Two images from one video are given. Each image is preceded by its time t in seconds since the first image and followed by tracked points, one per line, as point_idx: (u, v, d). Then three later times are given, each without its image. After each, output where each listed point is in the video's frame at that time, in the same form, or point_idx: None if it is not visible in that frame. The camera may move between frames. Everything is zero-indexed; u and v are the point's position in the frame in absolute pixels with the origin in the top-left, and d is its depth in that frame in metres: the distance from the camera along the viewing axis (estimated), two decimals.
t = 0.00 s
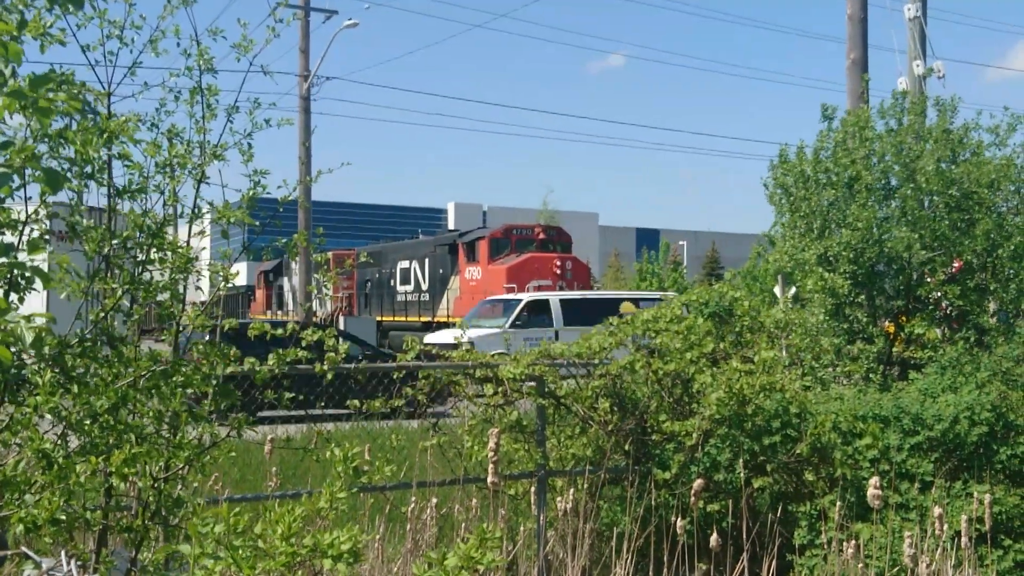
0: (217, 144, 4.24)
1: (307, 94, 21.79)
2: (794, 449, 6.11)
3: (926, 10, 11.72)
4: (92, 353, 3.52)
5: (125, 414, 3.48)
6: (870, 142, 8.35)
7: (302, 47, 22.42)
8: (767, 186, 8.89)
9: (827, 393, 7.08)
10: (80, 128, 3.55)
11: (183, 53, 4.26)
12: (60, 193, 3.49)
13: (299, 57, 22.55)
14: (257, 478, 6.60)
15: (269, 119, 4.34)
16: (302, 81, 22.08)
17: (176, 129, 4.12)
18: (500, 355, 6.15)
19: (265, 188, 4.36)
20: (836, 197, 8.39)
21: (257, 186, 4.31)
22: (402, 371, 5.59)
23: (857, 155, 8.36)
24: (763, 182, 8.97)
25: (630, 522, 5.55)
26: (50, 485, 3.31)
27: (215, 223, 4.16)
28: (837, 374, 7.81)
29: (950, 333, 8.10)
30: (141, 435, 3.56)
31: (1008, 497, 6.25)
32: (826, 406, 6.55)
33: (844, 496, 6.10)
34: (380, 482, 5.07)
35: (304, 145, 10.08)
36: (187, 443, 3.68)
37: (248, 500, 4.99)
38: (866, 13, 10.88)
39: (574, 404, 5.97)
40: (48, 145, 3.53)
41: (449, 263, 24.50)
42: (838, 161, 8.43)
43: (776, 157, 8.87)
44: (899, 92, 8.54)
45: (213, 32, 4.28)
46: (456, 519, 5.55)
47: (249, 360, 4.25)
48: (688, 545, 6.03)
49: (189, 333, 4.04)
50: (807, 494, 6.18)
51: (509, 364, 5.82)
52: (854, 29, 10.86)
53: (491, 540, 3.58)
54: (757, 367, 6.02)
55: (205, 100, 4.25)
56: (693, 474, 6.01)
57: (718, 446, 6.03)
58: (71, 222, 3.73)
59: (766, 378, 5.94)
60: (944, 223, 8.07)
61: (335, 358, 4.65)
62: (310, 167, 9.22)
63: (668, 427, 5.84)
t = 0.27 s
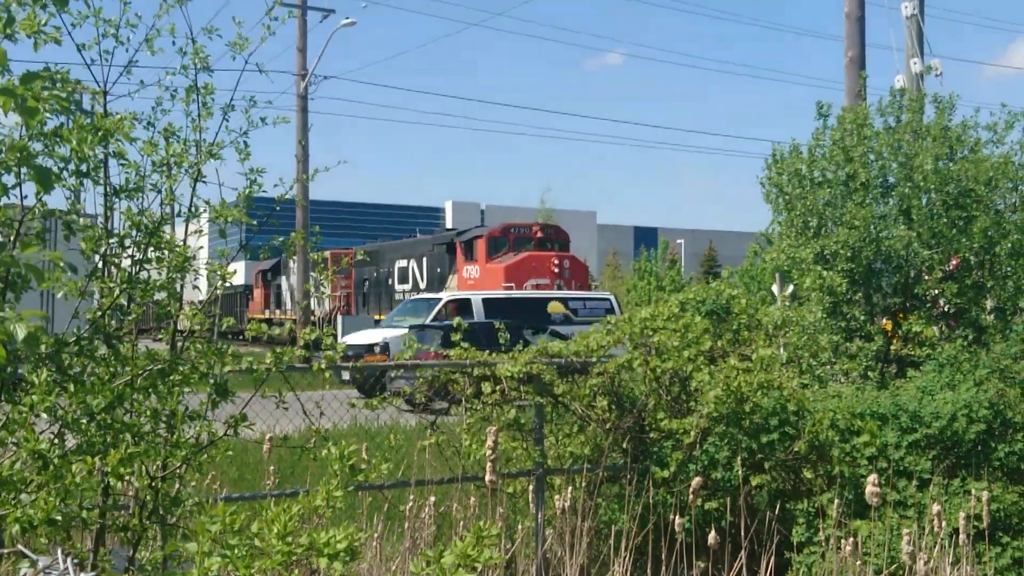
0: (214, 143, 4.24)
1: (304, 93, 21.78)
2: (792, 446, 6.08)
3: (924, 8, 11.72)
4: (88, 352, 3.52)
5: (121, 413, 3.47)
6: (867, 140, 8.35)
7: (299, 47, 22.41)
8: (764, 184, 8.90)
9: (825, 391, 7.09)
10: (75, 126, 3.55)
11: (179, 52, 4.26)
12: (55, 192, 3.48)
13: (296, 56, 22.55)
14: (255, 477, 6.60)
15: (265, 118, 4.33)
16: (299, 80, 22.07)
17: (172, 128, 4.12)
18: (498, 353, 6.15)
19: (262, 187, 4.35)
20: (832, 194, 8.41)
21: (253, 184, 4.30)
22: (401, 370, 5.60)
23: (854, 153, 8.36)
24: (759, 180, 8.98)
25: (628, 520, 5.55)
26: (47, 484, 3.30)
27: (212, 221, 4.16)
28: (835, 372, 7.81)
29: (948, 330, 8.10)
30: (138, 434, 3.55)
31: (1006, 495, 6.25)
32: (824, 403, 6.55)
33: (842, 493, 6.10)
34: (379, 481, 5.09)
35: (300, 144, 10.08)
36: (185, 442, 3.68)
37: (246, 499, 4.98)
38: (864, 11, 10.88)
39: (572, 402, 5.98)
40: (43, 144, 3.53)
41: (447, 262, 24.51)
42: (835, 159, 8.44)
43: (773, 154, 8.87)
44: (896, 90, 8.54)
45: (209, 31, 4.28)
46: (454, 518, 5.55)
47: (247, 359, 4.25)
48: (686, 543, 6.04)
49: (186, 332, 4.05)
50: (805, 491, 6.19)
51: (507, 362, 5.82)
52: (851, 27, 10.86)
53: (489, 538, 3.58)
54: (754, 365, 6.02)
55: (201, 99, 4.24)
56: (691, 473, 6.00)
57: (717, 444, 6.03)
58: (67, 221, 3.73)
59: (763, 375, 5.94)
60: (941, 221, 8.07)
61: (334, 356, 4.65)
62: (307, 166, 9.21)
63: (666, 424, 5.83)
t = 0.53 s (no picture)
0: (213, 141, 4.24)
1: (303, 91, 21.76)
2: (792, 444, 6.08)
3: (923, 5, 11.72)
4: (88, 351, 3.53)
5: (120, 411, 3.47)
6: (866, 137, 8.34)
7: (298, 45, 22.38)
8: (762, 182, 8.91)
9: (825, 389, 7.09)
10: (73, 125, 3.55)
11: (178, 51, 4.26)
12: (53, 190, 3.48)
13: (295, 55, 22.53)
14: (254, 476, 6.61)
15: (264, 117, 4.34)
16: (298, 79, 22.05)
17: (171, 126, 4.12)
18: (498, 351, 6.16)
19: (261, 186, 4.35)
20: (831, 191, 8.42)
21: (253, 183, 4.30)
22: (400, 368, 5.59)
23: (852, 150, 8.36)
24: (758, 178, 8.98)
25: (627, 517, 5.56)
26: (47, 482, 3.31)
27: (211, 220, 4.15)
28: (834, 369, 7.81)
29: (947, 327, 8.10)
30: (138, 433, 3.56)
31: (1006, 492, 6.26)
32: (823, 401, 6.55)
33: (842, 491, 6.11)
34: (377, 479, 5.07)
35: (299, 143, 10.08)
36: (185, 440, 3.69)
37: (246, 498, 4.97)
38: (863, 8, 10.88)
39: (571, 400, 5.99)
40: (41, 143, 3.53)
41: (446, 260, 24.50)
42: (834, 157, 8.44)
43: (771, 152, 8.88)
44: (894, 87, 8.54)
45: (208, 29, 4.28)
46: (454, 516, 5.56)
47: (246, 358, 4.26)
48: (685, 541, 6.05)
49: (185, 331, 4.05)
50: (805, 489, 6.19)
51: (507, 360, 5.82)
52: (850, 25, 10.86)
53: (488, 536, 3.59)
54: (754, 363, 6.02)
55: (201, 98, 4.24)
56: (691, 470, 6.01)
57: (717, 442, 6.04)
58: (67, 220, 3.73)
59: (763, 373, 5.94)
60: (940, 218, 8.08)
61: (334, 355, 4.65)
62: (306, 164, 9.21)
63: (666, 422, 5.82)
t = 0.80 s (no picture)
0: (213, 139, 4.23)
1: (302, 90, 21.75)
2: (791, 442, 6.07)
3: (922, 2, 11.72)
4: (88, 349, 3.52)
5: (119, 408, 3.47)
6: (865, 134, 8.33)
7: (298, 43, 22.36)
8: (761, 180, 8.90)
9: (824, 386, 7.09)
10: (72, 122, 3.54)
11: (177, 49, 4.25)
12: (51, 188, 3.48)
13: (294, 53, 22.51)
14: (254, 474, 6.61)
15: (264, 115, 4.34)
16: (297, 77, 22.04)
17: (171, 124, 4.11)
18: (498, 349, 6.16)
19: (261, 183, 4.34)
20: (830, 188, 8.43)
21: (252, 181, 4.29)
22: (400, 366, 5.59)
23: (851, 148, 8.36)
24: (757, 176, 8.98)
25: (627, 515, 5.55)
26: (46, 480, 3.30)
27: (210, 217, 4.14)
28: (833, 367, 7.81)
29: (946, 324, 8.09)
30: (137, 431, 3.56)
31: (1005, 489, 6.26)
32: (823, 399, 6.55)
33: (841, 488, 6.12)
34: (378, 478, 5.08)
35: (297, 141, 10.07)
36: (184, 439, 3.68)
37: (245, 495, 4.97)
38: (862, 5, 10.87)
39: (571, 398, 5.99)
40: (39, 140, 3.52)
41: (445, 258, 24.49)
42: (833, 154, 8.44)
43: (770, 150, 8.87)
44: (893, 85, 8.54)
45: (207, 27, 4.27)
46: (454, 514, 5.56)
47: (246, 357, 4.26)
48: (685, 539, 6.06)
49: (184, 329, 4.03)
50: (805, 487, 6.19)
51: (506, 359, 5.81)
52: (850, 22, 10.86)
53: (487, 534, 3.59)
54: (754, 361, 6.01)
55: (200, 96, 4.24)
56: (690, 468, 6.02)
57: (716, 440, 6.04)
58: (66, 218, 3.73)
59: (763, 370, 5.93)
60: (939, 216, 8.08)
61: (334, 353, 4.66)
62: (305, 162, 9.20)
63: (666, 419, 5.82)
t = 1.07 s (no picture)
0: (212, 138, 4.23)
1: (302, 89, 21.74)
2: (792, 440, 6.09)
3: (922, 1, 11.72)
4: (88, 348, 3.52)
5: (120, 407, 3.47)
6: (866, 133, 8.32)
7: (298, 42, 22.35)
8: (761, 179, 8.90)
9: (825, 385, 7.10)
10: (71, 121, 3.54)
11: (177, 48, 4.25)
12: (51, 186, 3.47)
13: (294, 52, 22.49)
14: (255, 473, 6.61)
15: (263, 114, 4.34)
16: (297, 76, 22.03)
17: (170, 123, 4.11)
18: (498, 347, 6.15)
19: (260, 182, 4.34)
20: (830, 187, 8.42)
21: (252, 179, 4.29)
22: (401, 365, 5.58)
23: (851, 146, 8.36)
24: (757, 174, 8.98)
25: (628, 514, 5.56)
26: (46, 478, 3.30)
27: (210, 216, 4.14)
28: (834, 365, 7.82)
29: (946, 323, 8.10)
30: (138, 430, 3.56)
31: (1006, 487, 6.26)
32: (823, 397, 6.55)
33: (842, 487, 6.12)
34: (378, 477, 5.08)
35: (298, 139, 10.05)
36: (185, 438, 3.68)
37: (246, 494, 4.97)
38: (863, 4, 10.87)
39: (572, 397, 5.98)
40: (39, 139, 3.52)
41: (445, 256, 24.48)
42: (832, 153, 8.44)
43: (771, 148, 8.85)
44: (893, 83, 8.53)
45: (206, 26, 4.27)
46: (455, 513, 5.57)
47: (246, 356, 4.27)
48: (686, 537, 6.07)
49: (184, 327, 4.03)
50: (806, 485, 6.20)
51: (507, 357, 5.80)
52: (850, 20, 10.86)
53: (488, 532, 3.59)
54: (754, 359, 6.01)
55: (200, 94, 4.23)
56: (691, 466, 6.02)
57: (717, 439, 6.03)
58: (66, 217, 3.73)
59: (764, 369, 5.93)
60: (938, 214, 8.08)
61: (334, 352, 4.66)
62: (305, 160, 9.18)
63: (666, 419, 5.82)
